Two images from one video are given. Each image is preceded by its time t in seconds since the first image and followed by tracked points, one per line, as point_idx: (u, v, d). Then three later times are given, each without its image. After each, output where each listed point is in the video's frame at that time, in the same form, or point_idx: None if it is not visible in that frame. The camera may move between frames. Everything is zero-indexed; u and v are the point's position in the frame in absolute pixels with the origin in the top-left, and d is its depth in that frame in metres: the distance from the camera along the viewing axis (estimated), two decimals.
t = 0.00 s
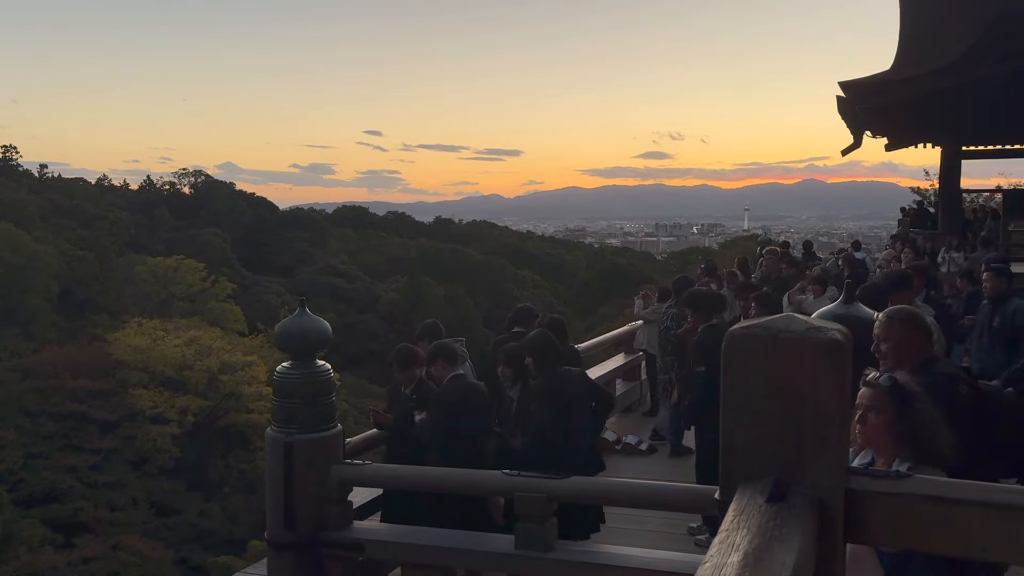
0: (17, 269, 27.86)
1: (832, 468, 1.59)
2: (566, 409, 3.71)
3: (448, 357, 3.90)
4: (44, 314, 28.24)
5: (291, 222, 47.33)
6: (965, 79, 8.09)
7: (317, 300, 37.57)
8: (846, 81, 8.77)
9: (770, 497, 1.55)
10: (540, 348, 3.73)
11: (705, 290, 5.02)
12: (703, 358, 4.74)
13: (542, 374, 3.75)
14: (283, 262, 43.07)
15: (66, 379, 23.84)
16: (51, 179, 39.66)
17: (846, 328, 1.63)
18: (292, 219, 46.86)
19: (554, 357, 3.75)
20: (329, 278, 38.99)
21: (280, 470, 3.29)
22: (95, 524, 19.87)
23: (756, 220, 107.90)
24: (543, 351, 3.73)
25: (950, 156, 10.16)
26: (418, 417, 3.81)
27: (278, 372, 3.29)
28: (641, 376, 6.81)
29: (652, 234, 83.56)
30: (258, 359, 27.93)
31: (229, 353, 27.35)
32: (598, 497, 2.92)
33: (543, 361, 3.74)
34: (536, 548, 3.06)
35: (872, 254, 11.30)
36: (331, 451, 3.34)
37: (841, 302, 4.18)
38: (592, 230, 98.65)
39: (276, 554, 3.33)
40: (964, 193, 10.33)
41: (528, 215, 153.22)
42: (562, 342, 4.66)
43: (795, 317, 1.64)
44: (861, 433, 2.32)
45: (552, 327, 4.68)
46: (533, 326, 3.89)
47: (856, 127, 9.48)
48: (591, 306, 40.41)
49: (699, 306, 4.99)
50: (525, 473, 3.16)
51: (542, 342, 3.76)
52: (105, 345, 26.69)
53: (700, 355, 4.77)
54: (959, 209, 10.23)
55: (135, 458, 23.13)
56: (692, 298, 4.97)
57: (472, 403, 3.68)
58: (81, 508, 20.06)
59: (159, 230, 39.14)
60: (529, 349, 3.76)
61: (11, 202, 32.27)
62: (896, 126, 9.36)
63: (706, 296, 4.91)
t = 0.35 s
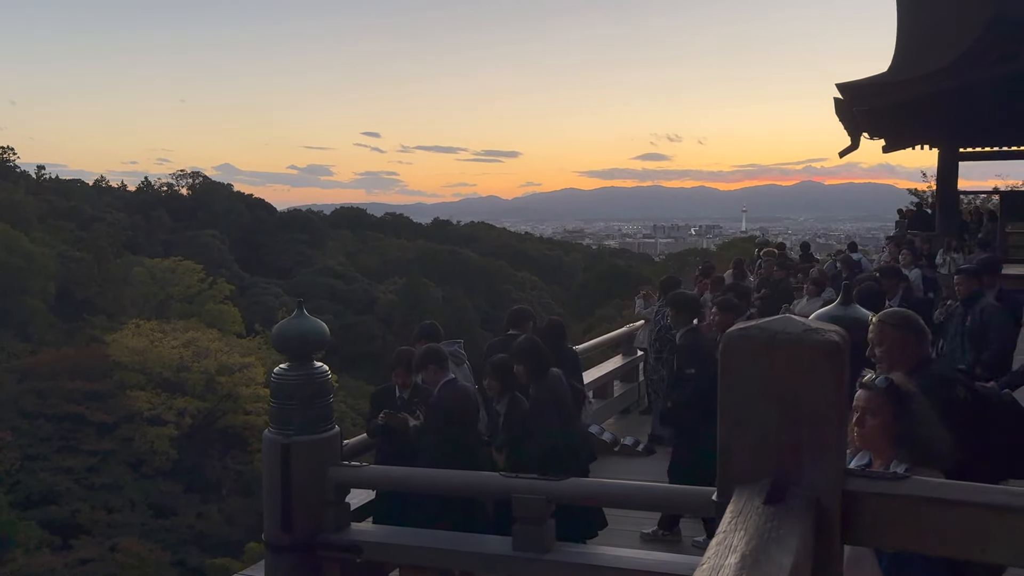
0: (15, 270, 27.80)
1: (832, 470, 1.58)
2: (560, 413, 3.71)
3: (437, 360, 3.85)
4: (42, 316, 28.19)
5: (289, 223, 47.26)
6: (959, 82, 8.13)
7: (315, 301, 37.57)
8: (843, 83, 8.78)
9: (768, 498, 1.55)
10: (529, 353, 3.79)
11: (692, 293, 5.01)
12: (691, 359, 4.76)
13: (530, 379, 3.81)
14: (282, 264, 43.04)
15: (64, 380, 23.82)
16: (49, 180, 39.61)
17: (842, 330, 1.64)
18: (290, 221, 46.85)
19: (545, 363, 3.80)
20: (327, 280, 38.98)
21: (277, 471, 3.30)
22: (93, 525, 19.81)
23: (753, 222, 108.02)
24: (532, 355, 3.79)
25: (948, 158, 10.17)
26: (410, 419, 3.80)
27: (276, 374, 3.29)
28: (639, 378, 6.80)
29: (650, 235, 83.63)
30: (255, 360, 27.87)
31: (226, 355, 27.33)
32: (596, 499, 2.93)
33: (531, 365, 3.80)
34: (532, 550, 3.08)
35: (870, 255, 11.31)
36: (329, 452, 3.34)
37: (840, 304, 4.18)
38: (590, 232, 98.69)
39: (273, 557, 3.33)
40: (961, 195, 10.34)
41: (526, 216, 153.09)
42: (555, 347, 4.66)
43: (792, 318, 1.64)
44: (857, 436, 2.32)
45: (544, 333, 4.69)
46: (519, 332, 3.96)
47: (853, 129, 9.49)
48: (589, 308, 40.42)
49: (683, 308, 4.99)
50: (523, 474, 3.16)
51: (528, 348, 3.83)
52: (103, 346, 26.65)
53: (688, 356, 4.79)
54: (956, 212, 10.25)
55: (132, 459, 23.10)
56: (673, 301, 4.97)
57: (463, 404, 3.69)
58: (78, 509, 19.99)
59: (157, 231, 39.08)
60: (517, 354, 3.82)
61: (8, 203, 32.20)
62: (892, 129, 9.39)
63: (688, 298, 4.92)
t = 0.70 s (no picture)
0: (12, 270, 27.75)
1: (829, 471, 1.58)
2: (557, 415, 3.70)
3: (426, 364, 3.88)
4: (39, 316, 28.12)
5: (287, 225, 47.20)
6: (955, 84, 8.14)
7: (313, 303, 37.54)
8: (840, 85, 8.81)
9: (766, 500, 1.55)
10: (505, 363, 3.81)
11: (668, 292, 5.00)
12: (667, 357, 4.76)
13: (510, 388, 3.79)
14: (280, 265, 43.00)
15: (62, 381, 23.78)
16: (46, 181, 39.55)
17: (841, 332, 1.63)
18: (288, 222, 46.81)
19: (525, 373, 3.81)
20: (325, 281, 38.97)
21: (275, 473, 3.29)
22: (90, 526, 19.79)
23: (751, 224, 108.12)
24: (509, 365, 3.80)
25: (945, 160, 10.19)
26: (405, 421, 3.81)
27: (274, 376, 3.28)
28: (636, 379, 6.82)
29: (647, 237, 83.66)
30: (253, 362, 27.81)
31: (224, 356, 27.28)
32: (595, 501, 2.93)
33: (509, 375, 3.80)
34: (531, 552, 3.08)
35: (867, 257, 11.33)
36: (327, 453, 3.34)
37: (837, 306, 4.21)
38: (587, 233, 98.74)
39: (271, 559, 3.33)
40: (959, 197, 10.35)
41: (524, 218, 153.12)
42: (550, 351, 4.66)
43: (790, 320, 1.65)
44: (856, 438, 2.32)
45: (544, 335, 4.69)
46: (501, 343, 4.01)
47: (851, 131, 9.51)
48: (587, 310, 40.45)
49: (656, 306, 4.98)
50: (520, 475, 3.17)
51: (508, 358, 3.85)
52: (100, 347, 26.61)
53: (667, 355, 4.79)
54: (954, 214, 10.27)
55: (130, 460, 23.07)
56: (647, 299, 4.97)
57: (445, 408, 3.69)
58: (76, 511, 19.93)
59: (154, 232, 39.02)
60: (496, 364, 3.84)
61: (5, 204, 32.12)
62: (891, 130, 9.40)
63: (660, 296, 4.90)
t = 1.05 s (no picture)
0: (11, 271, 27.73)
1: (828, 471, 1.58)
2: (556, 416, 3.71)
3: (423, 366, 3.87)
4: (38, 317, 28.13)
5: (286, 225, 47.19)
6: (957, 84, 8.13)
7: (313, 303, 37.53)
8: (840, 86, 8.81)
9: (766, 501, 1.54)
10: (498, 372, 3.80)
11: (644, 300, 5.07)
12: (642, 362, 4.82)
13: (505, 394, 3.78)
14: (279, 266, 42.99)
15: (61, 381, 23.77)
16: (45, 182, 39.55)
17: (840, 333, 1.64)
18: (288, 222, 46.79)
19: (519, 375, 3.83)
20: (324, 282, 38.96)
21: (275, 473, 3.30)
22: (90, 527, 19.78)
23: (750, 224, 108.14)
24: (501, 373, 3.79)
25: (945, 161, 10.19)
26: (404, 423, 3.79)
27: (273, 376, 3.30)
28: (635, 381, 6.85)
29: (646, 237, 83.68)
30: (252, 362, 27.77)
31: (223, 356, 27.23)
32: (597, 503, 2.93)
33: (503, 382, 3.81)
34: (530, 552, 3.08)
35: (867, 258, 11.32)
36: (326, 454, 3.35)
37: (836, 306, 4.22)
38: (587, 233, 98.77)
39: (270, 559, 3.34)
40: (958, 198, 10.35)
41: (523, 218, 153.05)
42: (551, 352, 4.66)
43: (789, 321, 1.65)
44: (857, 438, 2.33)
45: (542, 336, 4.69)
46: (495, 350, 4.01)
47: (850, 132, 9.51)
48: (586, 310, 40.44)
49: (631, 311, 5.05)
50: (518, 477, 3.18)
51: (500, 366, 3.86)
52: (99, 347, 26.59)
53: (641, 359, 4.85)
54: (953, 215, 10.27)
55: (130, 461, 23.06)
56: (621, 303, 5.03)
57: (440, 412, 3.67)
58: (75, 512, 19.92)
59: (154, 233, 39.03)
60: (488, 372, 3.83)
61: (4, 204, 32.10)
62: (891, 131, 9.40)
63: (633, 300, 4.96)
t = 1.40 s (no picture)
0: (15, 269, 27.80)
1: (830, 472, 1.58)
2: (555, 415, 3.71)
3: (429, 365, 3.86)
4: (41, 315, 28.20)
5: (289, 224, 47.22)
6: (960, 84, 8.14)
7: (315, 302, 37.55)
8: (843, 85, 8.86)
9: (767, 501, 1.54)
10: (500, 368, 3.76)
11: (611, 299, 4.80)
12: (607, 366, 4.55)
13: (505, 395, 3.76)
14: (281, 265, 43.02)
15: (63, 380, 23.84)
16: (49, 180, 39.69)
17: (841, 332, 1.64)
18: (291, 221, 46.84)
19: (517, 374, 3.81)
20: (327, 280, 38.98)
21: (277, 472, 3.34)
22: (92, 525, 19.83)
23: (753, 224, 108.04)
24: (503, 370, 3.75)
25: (947, 162, 10.18)
26: (407, 422, 3.79)
27: (276, 375, 3.33)
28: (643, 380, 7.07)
29: (649, 237, 83.59)
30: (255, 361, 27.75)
31: (226, 355, 27.20)
32: (598, 502, 2.95)
33: (507, 377, 3.77)
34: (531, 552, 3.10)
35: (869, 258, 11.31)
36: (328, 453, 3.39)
37: (838, 306, 4.21)
38: (589, 232, 98.70)
39: (271, 557, 3.38)
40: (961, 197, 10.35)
41: (526, 218, 153.01)
42: (555, 353, 4.70)
43: (792, 320, 1.64)
44: (858, 438, 2.33)
45: (543, 336, 4.70)
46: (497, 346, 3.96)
47: (854, 132, 9.53)
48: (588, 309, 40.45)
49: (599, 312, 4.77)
50: (520, 476, 3.19)
51: (503, 362, 3.82)
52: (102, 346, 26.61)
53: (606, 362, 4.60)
54: (955, 216, 10.28)
55: (133, 459, 23.10)
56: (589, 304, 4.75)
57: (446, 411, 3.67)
58: (78, 509, 19.98)
59: (157, 231, 39.09)
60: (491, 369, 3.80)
61: (8, 203, 32.19)
62: (894, 131, 9.43)
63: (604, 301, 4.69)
